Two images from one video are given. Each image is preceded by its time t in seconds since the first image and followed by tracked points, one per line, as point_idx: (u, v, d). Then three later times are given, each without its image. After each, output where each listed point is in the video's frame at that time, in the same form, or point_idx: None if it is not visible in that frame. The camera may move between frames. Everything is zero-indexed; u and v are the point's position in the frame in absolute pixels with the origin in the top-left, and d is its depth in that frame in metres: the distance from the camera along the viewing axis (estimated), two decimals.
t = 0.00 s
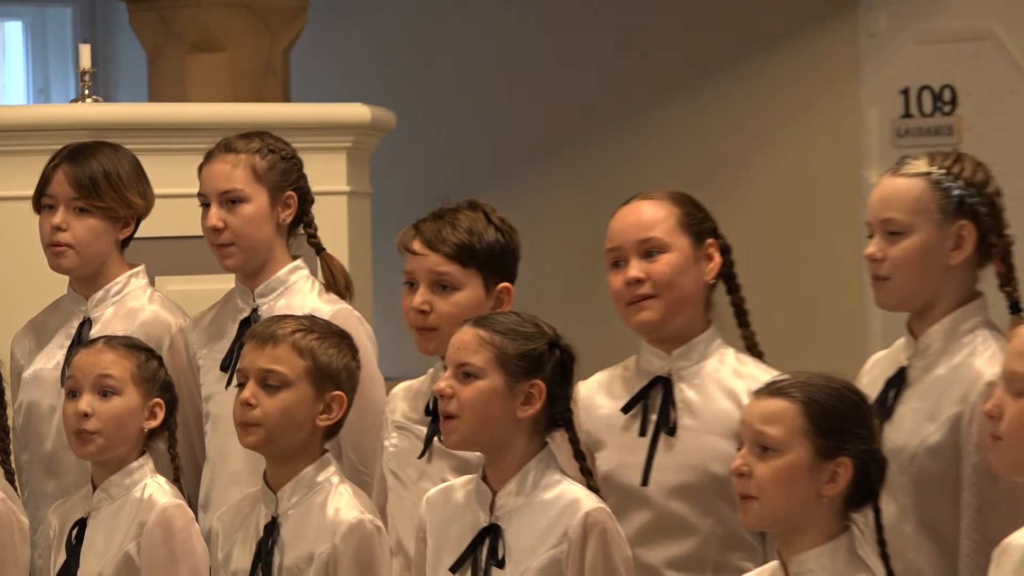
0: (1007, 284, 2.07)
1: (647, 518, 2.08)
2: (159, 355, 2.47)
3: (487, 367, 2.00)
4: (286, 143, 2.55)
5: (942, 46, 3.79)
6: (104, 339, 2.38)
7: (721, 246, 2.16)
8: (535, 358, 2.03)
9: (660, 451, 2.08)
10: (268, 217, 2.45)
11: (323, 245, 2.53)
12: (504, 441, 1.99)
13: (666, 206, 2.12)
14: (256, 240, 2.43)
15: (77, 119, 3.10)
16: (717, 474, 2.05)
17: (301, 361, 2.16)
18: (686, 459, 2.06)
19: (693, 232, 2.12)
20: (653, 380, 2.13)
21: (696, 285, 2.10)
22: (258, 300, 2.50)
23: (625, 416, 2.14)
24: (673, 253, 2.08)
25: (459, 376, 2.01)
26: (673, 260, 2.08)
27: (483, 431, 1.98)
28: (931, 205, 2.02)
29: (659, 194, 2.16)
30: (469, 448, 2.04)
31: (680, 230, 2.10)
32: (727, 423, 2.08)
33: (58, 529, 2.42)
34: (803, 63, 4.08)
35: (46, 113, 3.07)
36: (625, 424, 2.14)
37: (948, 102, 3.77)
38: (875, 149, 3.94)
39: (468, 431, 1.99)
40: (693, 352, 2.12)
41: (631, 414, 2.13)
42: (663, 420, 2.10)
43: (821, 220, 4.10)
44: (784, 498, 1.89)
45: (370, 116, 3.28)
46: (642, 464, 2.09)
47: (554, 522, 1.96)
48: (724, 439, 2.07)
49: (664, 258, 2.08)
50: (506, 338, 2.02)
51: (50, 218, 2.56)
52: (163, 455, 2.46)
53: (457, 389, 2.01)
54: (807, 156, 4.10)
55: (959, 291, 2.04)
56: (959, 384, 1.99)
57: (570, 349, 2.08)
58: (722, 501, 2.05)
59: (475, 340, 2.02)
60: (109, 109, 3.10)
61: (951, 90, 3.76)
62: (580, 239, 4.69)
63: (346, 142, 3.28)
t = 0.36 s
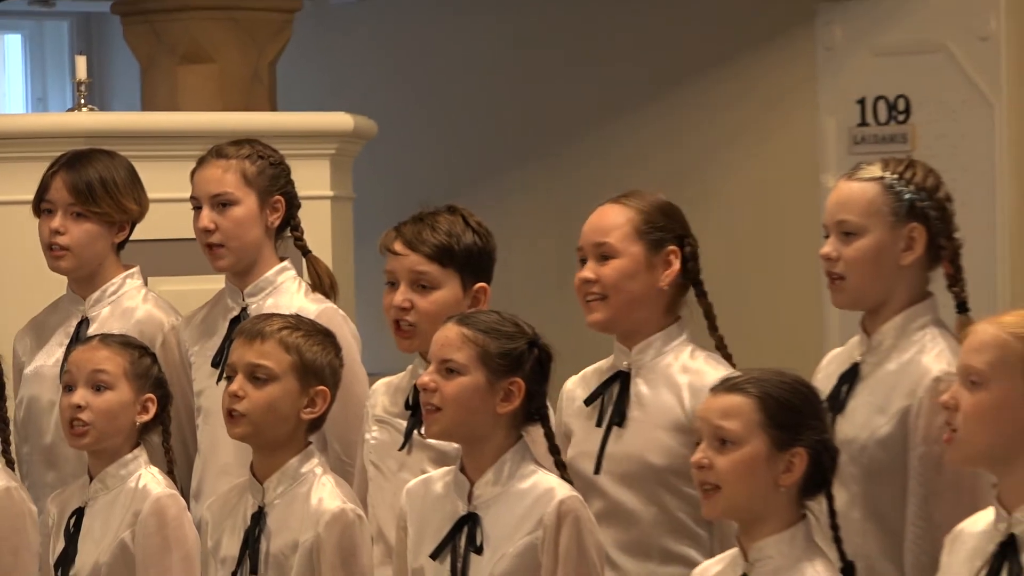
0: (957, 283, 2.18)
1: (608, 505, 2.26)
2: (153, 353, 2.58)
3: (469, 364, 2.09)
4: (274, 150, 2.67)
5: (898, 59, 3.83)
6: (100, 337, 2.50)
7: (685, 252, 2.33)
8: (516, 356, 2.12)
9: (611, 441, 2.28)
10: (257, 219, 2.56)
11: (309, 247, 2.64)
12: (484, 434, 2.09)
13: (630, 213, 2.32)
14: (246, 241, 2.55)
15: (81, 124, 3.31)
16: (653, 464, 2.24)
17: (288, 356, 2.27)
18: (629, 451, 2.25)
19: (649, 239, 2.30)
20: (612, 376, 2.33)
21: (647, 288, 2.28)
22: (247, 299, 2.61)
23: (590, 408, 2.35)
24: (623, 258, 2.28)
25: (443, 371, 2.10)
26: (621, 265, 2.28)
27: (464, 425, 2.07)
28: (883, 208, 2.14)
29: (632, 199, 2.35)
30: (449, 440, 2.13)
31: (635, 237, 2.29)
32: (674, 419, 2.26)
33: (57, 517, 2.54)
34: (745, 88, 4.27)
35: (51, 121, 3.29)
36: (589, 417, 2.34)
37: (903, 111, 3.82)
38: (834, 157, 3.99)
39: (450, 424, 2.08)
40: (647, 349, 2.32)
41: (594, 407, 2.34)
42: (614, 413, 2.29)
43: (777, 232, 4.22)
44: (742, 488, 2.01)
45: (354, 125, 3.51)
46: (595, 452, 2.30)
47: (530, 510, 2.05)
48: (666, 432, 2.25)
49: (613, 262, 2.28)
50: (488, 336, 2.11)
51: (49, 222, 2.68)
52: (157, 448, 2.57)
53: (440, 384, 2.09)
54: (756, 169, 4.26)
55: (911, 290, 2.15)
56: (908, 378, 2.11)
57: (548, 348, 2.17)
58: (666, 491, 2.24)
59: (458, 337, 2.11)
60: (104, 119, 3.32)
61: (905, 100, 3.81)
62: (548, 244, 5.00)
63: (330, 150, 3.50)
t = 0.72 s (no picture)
0: (917, 282, 2.29)
1: (579, 491, 2.43)
2: (153, 352, 2.69)
3: (452, 360, 2.20)
4: (266, 156, 2.81)
5: (857, 71, 4.43)
6: (104, 334, 2.62)
7: (671, 261, 2.47)
8: (495, 355, 2.23)
9: (582, 431, 2.44)
10: (250, 222, 2.70)
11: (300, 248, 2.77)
12: (462, 430, 2.20)
13: (626, 213, 2.47)
14: (240, 243, 2.69)
15: (75, 132, 3.47)
16: (609, 455, 2.39)
17: (280, 350, 2.39)
18: (591, 438, 2.42)
19: (640, 242, 2.45)
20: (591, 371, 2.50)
21: (628, 286, 2.43)
22: (241, 298, 2.75)
23: (569, 401, 2.52)
24: (612, 254, 2.43)
25: (426, 367, 2.20)
26: (609, 260, 2.43)
27: (443, 419, 2.18)
28: (852, 206, 2.24)
29: (632, 203, 2.51)
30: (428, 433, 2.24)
31: (626, 237, 2.45)
32: (633, 409, 2.41)
33: (60, 506, 2.64)
34: (723, 93, 4.78)
35: (50, 129, 3.45)
36: (567, 410, 2.52)
37: (864, 120, 4.43)
38: (799, 158, 4.56)
39: (431, 418, 2.18)
40: (623, 345, 2.46)
41: (571, 402, 2.51)
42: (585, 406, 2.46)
43: (748, 223, 4.75)
44: (707, 479, 2.12)
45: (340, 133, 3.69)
46: (568, 441, 2.47)
47: (505, 497, 2.17)
48: (625, 425, 2.40)
49: (601, 256, 2.44)
50: (471, 335, 2.22)
51: (51, 225, 2.82)
52: (155, 441, 2.69)
53: (424, 378, 2.20)
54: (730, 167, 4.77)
55: (873, 285, 2.26)
56: (869, 369, 2.22)
57: (526, 347, 2.29)
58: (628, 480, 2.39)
59: (443, 335, 2.22)
60: (102, 126, 3.49)
61: (867, 109, 4.42)
62: (529, 241, 5.43)
63: (318, 156, 3.70)
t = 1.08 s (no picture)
0: (879, 282, 2.42)
1: (562, 479, 2.58)
2: (160, 350, 2.81)
3: (443, 357, 2.31)
4: (267, 162, 2.95)
5: (826, 83, 4.62)
6: (112, 332, 2.73)
7: (650, 264, 2.64)
8: (483, 352, 2.35)
9: (566, 425, 2.59)
10: (251, 226, 2.85)
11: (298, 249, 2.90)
12: (450, 423, 2.32)
13: (610, 218, 2.63)
14: (241, 246, 2.84)
15: (83, 140, 3.66)
16: (594, 447, 2.54)
17: (279, 348, 2.50)
18: (574, 433, 2.57)
19: (623, 246, 2.61)
20: (572, 368, 2.65)
21: (613, 287, 2.59)
22: (241, 297, 2.88)
23: (552, 397, 2.67)
24: (598, 257, 2.58)
25: (417, 363, 2.32)
26: (596, 262, 2.58)
27: (432, 412, 2.30)
28: (819, 207, 2.37)
29: (614, 208, 2.67)
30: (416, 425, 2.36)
31: (611, 240, 2.60)
32: (616, 405, 2.56)
33: (69, 495, 2.76)
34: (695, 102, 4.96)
35: (58, 137, 3.65)
36: (549, 404, 2.66)
37: (836, 127, 4.60)
38: (773, 164, 4.74)
39: (421, 412, 2.31)
40: (604, 343, 2.62)
41: (554, 396, 2.66)
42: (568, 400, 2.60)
43: (722, 225, 4.91)
44: (683, 470, 2.23)
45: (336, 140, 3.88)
46: (551, 435, 2.62)
47: (490, 486, 2.29)
48: (609, 418, 2.55)
49: (587, 259, 2.58)
50: (460, 333, 2.33)
51: (60, 227, 2.95)
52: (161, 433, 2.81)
53: (414, 374, 2.31)
54: (705, 173, 4.95)
55: (837, 284, 2.40)
56: (834, 365, 2.36)
57: (511, 345, 2.41)
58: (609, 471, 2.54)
59: (433, 333, 2.33)
60: (108, 134, 3.67)
61: (838, 118, 4.59)
62: (508, 246, 5.57)
63: (315, 162, 3.88)
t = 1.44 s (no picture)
0: (844, 280, 2.60)
1: (550, 469, 2.75)
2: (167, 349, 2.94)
3: (433, 354, 2.46)
4: (267, 168, 3.08)
5: (805, 91, 5.19)
6: (125, 331, 2.85)
7: (623, 260, 2.84)
8: (471, 349, 2.50)
9: (554, 421, 2.77)
10: (254, 229, 2.97)
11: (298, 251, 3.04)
12: (440, 416, 2.48)
13: (582, 222, 2.82)
14: (244, 248, 2.97)
15: (92, 147, 3.90)
16: (589, 441, 2.73)
17: (277, 347, 2.62)
18: (566, 427, 2.75)
19: (596, 246, 2.80)
20: (555, 364, 2.82)
21: (591, 287, 2.78)
22: (245, 297, 3.01)
23: (534, 392, 2.83)
24: (574, 260, 2.77)
25: (409, 359, 2.47)
26: (572, 265, 2.76)
27: (426, 406, 2.45)
28: (789, 211, 2.54)
29: (583, 213, 2.85)
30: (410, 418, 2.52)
31: (584, 243, 2.79)
32: (611, 403, 2.75)
33: (77, 485, 2.87)
34: (679, 113, 5.58)
35: (68, 144, 3.87)
36: (531, 399, 2.82)
37: (811, 135, 5.19)
38: (753, 166, 5.33)
39: (413, 406, 2.46)
40: (587, 340, 2.81)
41: (537, 391, 2.82)
42: (557, 395, 2.78)
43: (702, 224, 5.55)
44: (669, 462, 2.34)
45: (335, 148, 4.10)
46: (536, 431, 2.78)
47: (475, 476, 2.45)
48: (601, 412, 2.74)
49: (564, 263, 2.77)
50: (449, 331, 2.48)
51: (71, 230, 3.08)
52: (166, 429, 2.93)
53: (407, 370, 2.46)
54: (693, 173, 5.56)
55: (808, 279, 2.57)
56: (804, 361, 2.53)
57: (497, 342, 2.55)
58: (603, 463, 2.73)
59: (424, 331, 2.48)
60: (118, 142, 3.90)
61: (813, 126, 5.18)
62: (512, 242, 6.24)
63: (315, 168, 4.11)
